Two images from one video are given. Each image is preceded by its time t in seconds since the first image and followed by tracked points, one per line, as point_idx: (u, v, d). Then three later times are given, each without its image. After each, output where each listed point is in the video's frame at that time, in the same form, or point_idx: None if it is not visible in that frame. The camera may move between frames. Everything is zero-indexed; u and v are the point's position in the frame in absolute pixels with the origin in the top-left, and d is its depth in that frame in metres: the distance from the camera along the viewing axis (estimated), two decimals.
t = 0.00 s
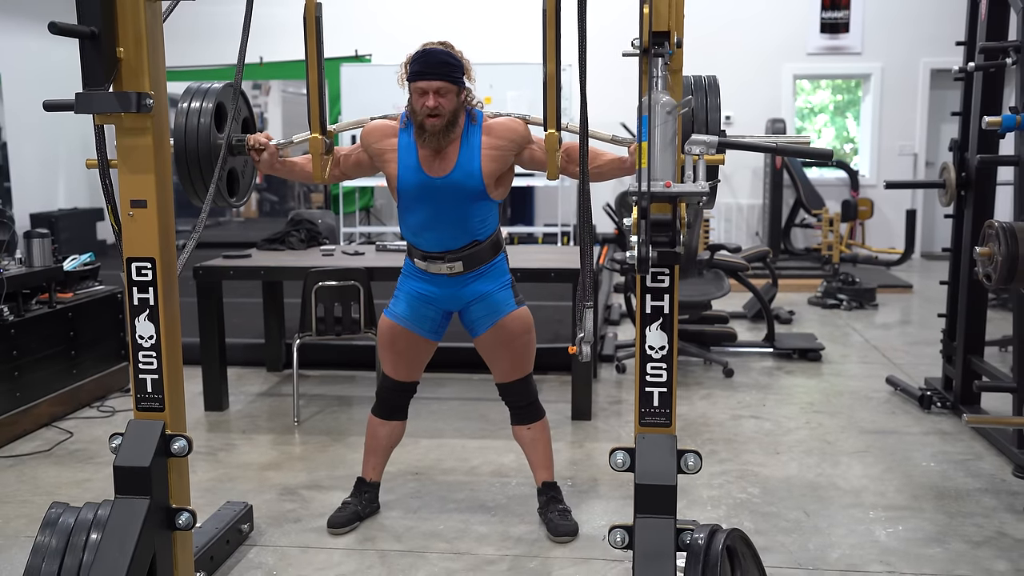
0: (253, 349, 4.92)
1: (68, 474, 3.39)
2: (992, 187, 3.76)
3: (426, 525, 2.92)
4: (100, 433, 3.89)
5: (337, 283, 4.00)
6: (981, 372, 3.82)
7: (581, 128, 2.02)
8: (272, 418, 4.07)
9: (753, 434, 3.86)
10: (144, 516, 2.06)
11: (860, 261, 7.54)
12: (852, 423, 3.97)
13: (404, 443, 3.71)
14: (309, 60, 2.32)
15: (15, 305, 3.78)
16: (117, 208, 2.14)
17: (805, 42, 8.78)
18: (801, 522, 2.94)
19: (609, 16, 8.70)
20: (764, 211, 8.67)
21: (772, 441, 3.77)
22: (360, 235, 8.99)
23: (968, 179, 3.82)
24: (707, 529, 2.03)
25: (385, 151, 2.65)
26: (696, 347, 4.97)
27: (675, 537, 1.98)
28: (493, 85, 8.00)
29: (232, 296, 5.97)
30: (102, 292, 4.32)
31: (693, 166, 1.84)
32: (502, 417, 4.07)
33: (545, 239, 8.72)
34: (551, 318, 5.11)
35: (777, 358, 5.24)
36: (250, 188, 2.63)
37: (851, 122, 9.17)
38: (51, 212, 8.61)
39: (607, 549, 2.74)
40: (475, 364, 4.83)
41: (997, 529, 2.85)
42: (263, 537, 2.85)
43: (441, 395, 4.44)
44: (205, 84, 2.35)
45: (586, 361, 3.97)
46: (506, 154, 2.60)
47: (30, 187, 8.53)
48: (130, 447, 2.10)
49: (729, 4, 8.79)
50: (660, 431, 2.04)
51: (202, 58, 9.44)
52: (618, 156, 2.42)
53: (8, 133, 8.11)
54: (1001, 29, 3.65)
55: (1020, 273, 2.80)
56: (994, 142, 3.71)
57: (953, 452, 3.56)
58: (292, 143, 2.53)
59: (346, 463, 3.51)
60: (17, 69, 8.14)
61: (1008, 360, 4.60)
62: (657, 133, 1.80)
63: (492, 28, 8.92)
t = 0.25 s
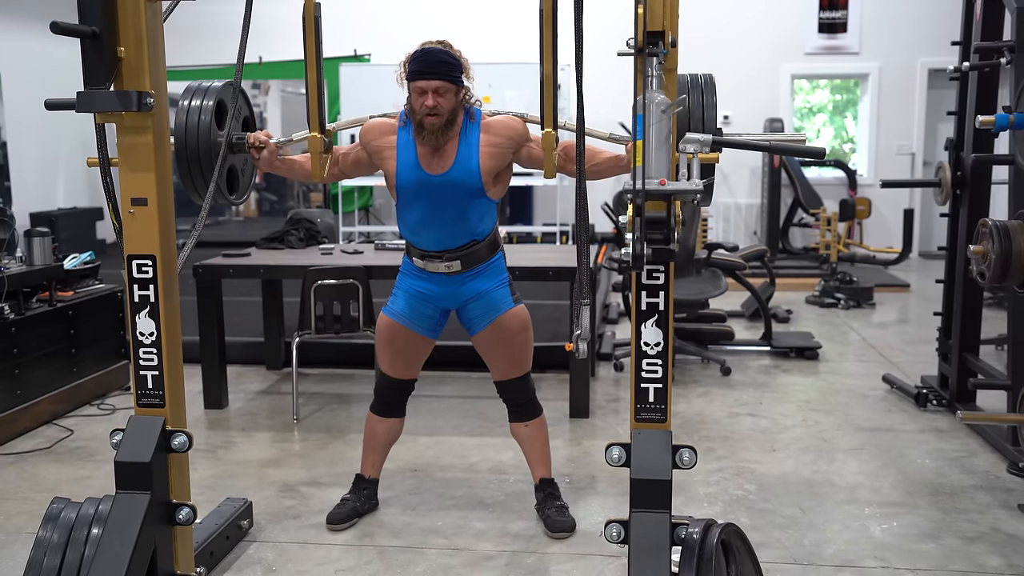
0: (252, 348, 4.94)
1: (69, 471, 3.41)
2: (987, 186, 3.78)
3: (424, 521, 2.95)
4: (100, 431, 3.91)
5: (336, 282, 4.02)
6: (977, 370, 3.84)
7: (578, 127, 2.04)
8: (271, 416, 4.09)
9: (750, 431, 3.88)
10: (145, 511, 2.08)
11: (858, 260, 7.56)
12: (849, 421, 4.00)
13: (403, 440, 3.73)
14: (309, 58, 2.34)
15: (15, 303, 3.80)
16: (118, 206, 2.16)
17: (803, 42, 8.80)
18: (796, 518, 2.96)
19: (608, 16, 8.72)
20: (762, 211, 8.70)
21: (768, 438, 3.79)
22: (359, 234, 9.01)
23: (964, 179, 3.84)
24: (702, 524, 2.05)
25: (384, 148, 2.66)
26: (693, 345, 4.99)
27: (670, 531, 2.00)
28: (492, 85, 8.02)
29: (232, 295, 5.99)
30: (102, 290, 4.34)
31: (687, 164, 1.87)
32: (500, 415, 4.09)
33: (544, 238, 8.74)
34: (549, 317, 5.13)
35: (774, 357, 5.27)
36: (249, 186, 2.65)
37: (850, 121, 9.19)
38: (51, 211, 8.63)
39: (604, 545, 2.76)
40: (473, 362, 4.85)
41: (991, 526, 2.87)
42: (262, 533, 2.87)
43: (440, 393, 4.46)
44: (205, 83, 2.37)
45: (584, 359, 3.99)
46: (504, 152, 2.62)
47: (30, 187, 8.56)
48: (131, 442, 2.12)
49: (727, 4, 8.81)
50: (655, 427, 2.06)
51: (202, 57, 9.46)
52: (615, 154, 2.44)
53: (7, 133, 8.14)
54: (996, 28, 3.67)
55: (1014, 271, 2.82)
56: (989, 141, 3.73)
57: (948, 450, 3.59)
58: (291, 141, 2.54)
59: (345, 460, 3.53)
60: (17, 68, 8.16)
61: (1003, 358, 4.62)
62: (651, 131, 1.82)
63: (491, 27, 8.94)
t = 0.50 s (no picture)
0: (252, 348, 4.96)
1: (70, 470, 3.42)
2: (984, 186, 3.80)
3: (423, 520, 2.96)
4: (101, 430, 3.92)
5: (336, 282, 4.03)
6: (974, 370, 3.86)
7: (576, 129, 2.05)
8: (271, 416, 4.11)
9: (748, 431, 3.89)
10: (145, 509, 2.10)
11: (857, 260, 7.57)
12: (846, 420, 4.01)
13: (402, 440, 3.75)
14: (307, 59, 2.36)
15: (16, 303, 3.81)
16: (118, 207, 2.17)
17: (803, 42, 8.82)
18: (794, 517, 2.98)
19: (607, 16, 8.73)
20: (761, 211, 8.71)
21: (766, 437, 3.80)
22: (359, 234, 9.02)
23: (961, 179, 3.86)
24: (698, 522, 2.07)
25: (382, 149, 2.69)
26: (692, 345, 5.01)
27: (666, 529, 2.01)
28: (492, 85, 8.03)
29: (232, 295, 6.01)
30: (103, 290, 4.35)
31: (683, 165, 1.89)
32: (499, 414, 4.10)
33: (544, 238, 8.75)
34: (549, 317, 5.15)
35: (772, 357, 5.28)
36: (249, 186, 2.67)
37: (850, 122, 9.20)
38: (52, 211, 8.64)
39: (602, 543, 2.77)
40: (472, 362, 4.86)
41: (987, 524, 2.88)
42: (262, 532, 2.88)
43: (439, 392, 4.48)
44: (205, 84, 2.39)
45: (583, 358, 4.01)
46: (503, 152, 2.63)
47: (31, 187, 8.57)
48: (131, 441, 2.14)
49: (727, 5, 8.83)
50: (652, 426, 2.07)
51: (202, 57, 9.47)
52: (613, 155, 2.45)
53: (8, 133, 8.15)
54: (993, 30, 3.69)
55: (1010, 271, 2.84)
56: (986, 142, 3.75)
57: (945, 449, 3.60)
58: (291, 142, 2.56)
59: (345, 459, 3.55)
60: (17, 68, 8.17)
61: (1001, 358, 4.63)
62: (647, 133, 1.84)
63: (491, 28, 8.96)
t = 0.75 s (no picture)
0: (252, 346, 4.97)
1: (70, 468, 3.43)
2: (982, 185, 3.80)
3: (422, 517, 2.97)
4: (101, 428, 3.93)
5: (336, 279, 4.04)
6: (972, 367, 3.86)
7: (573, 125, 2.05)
8: (271, 414, 4.12)
9: (746, 428, 3.90)
10: (144, 505, 2.11)
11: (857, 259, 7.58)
12: (845, 418, 4.02)
13: (402, 437, 3.75)
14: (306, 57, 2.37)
15: (17, 301, 3.82)
16: (117, 205, 2.18)
17: (802, 41, 8.82)
18: (791, 514, 2.98)
19: (607, 15, 8.74)
20: (761, 209, 8.71)
21: (765, 435, 3.81)
22: (360, 233, 9.03)
23: (959, 177, 3.86)
24: (695, 518, 2.07)
25: (381, 147, 2.69)
26: (691, 343, 5.01)
27: (663, 525, 2.02)
28: (492, 85, 8.04)
29: (232, 293, 6.01)
30: (103, 289, 4.36)
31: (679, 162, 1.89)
32: (498, 412, 4.11)
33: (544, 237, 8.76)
34: (548, 315, 5.15)
35: (772, 355, 5.29)
36: (248, 184, 2.68)
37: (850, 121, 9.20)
38: (52, 210, 8.65)
39: (600, 540, 2.78)
40: (472, 360, 4.87)
41: (984, 521, 2.89)
42: (262, 529, 2.89)
43: (439, 390, 4.48)
44: (204, 82, 2.39)
45: (582, 356, 4.01)
46: (500, 150, 2.64)
47: (32, 186, 8.58)
48: (130, 437, 2.14)
49: (726, 4, 8.83)
50: (649, 422, 2.08)
51: (202, 57, 9.48)
52: (610, 153, 2.46)
53: (8, 132, 8.16)
54: (991, 28, 3.69)
55: (1007, 268, 2.84)
56: (984, 140, 3.75)
57: (943, 446, 3.61)
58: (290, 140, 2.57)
59: (344, 457, 3.56)
60: (18, 68, 8.18)
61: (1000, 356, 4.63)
62: (643, 129, 1.84)
63: (491, 27, 8.97)
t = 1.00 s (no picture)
0: (255, 345, 4.98)
1: (73, 466, 3.45)
2: (983, 185, 3.81)
3: (423, 516, 2.98)
4: (104, 426, 3.95)
5: (338, 279, 4.05)
6: (973, 367, 3.87)
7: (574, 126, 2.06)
8: (274, 413, 4.13)
9: (747, 428, 3.91)
10: (146, 503, 2.12)
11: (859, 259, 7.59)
12: (846, 418, 4.03)
13: (403, 436, 3.77)
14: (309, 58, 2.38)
15: (20, 300, 3.84)
16: (121, 204, 2.20)
17: (804, 41, 8.82)
18: (791, 513, 2.99)
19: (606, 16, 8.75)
20: (763, 210, 8.72)
21: (765, 435, 3.82)
22: (362, 233, 9.04)
23: (960, 177, 3.87)
24: (694, 516, 2.08)
25: (383, 148, 2.71)
26: (692, 343, 5.02)
27: (662, 523, 2.03)
28: (494, 85, 8.05)
29: (234, 293, 6.03)
30: (107, 288, 4.38)
31: (678, 162, 1.90)
32: (500, 411, 4.12)
33: (546, 237, 8.76)
34: (550, 315, 5.17)
35: (773, 355, 5.30)
36: (252, 184, 2.68)
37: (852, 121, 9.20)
38: (56, 210, 8.68)
39: (601, 538, 2.79)
40: (473, 359, 4.89)
41: (984, 520, 2.90)
42: (264, 527, 2.91)
43: (440, 390, 4.50)
44: (207, 84, 2.41)
45: (583, 356, 4.03)
46: (502, 150, 2.65)
47: (35, 186, 8.61)
48: (133, 435, 2.16)
49: (728, 4, 8.84)
50: (648, 421, 2.09)
51: (205, 57, 9.50)
52: (612, 153, 2.47)
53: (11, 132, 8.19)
54: (992, 28, 3.70)
55: (1006, 268, 2.85)
56: (985, 140, 3.76)
57: (943, 446, 3.62)
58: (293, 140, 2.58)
59: (346, 456, 3.57)
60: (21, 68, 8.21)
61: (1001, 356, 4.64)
62: (643, 129, 1.85)
63: (494, 28, 8.98)
